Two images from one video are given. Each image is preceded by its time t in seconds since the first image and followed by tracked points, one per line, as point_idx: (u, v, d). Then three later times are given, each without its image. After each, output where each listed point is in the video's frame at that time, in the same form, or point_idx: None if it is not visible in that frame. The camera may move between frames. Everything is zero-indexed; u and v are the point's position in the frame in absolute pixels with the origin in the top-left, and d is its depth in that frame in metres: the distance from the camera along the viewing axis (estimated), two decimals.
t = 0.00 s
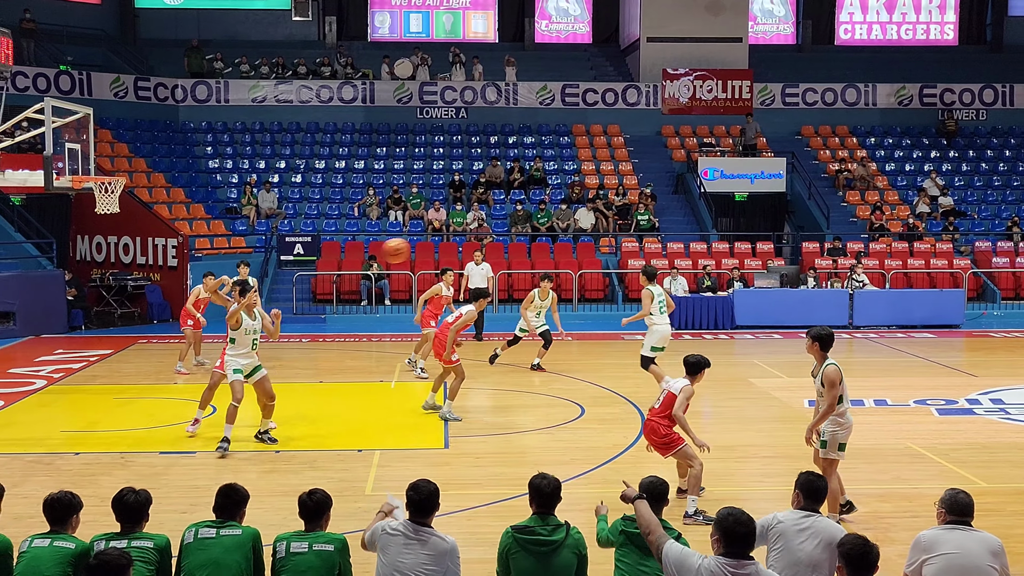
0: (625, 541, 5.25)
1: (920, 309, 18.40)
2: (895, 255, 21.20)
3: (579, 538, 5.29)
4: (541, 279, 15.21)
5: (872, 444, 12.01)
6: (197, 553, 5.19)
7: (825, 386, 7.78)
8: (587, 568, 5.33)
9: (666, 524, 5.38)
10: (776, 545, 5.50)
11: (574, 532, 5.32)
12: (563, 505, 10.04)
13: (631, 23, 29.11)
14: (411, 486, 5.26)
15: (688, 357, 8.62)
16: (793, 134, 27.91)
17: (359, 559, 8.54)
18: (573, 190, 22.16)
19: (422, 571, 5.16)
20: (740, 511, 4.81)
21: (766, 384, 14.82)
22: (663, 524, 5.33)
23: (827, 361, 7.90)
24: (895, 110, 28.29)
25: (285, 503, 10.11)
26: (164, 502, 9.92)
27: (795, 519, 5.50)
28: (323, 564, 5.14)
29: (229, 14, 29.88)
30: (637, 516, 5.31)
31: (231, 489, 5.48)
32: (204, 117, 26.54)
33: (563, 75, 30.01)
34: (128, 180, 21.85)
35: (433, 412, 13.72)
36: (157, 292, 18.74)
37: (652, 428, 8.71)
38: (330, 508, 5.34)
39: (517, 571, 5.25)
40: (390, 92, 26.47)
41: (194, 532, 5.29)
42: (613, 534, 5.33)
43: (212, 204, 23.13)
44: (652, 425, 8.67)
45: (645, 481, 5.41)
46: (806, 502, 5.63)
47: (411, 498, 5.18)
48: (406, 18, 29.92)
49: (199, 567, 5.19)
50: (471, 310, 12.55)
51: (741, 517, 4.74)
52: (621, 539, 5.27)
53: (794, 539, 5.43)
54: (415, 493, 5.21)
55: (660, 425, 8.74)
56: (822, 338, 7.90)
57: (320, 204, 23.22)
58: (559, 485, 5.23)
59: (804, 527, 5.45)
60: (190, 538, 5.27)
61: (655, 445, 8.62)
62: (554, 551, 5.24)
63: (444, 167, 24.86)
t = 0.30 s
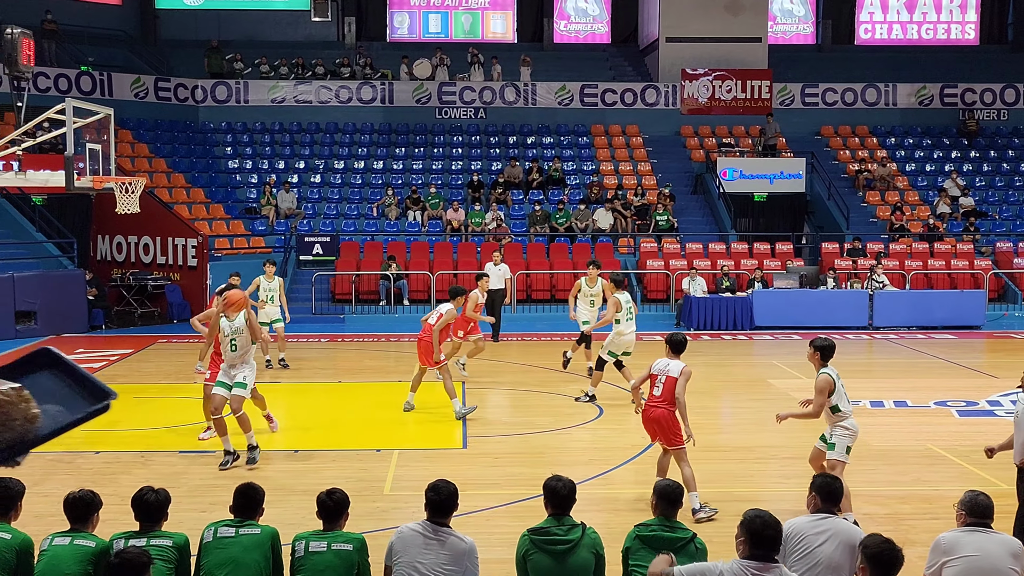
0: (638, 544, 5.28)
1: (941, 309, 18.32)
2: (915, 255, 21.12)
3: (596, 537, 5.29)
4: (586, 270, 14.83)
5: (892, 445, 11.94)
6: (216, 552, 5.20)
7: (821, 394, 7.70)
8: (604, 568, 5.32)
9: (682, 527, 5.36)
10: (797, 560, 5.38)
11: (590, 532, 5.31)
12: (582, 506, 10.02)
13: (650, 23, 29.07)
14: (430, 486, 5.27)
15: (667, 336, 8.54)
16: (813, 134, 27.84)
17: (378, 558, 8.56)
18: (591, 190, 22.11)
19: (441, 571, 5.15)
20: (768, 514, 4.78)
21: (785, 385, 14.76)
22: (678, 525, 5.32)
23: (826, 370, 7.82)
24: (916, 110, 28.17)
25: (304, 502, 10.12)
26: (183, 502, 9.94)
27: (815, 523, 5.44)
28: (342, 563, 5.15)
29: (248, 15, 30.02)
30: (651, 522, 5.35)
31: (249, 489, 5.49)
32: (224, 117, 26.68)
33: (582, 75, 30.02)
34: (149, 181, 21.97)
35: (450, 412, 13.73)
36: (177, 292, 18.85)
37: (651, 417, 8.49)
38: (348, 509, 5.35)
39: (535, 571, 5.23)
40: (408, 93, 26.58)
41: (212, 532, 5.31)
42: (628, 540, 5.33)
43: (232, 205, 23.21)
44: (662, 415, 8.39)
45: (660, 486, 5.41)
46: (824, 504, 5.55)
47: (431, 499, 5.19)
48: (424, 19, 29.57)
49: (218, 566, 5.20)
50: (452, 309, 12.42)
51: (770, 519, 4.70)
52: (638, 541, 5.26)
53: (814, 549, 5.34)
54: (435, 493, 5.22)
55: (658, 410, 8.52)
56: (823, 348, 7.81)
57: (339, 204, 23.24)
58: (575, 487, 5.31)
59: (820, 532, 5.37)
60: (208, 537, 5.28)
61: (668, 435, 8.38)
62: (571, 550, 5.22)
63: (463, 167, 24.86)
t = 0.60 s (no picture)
0: (674, 550, 5.22)
1: (983, 312, 18.11)
2: (956, 256, 20.91)
3: (632, 539, 5.28)
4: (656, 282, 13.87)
5: (932, 448, 11.80)
6: (254, 551, 5.21)
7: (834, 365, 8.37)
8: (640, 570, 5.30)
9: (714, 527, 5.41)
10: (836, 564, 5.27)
11: (626, 534, 5.31)
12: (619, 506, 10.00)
13: (686, 23, 29.00)
14: (467, 488, 5.31)
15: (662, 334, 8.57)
16: (852, 134, 27.62)
17: (415, 558, 8.57)
18: (627, 191, 22.02)
19: (478, 572, 5.15)
20: (809, 519, 4.73)
21: (823, 387, 14.65)
22: (712, 528, 5.30)
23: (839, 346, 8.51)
24: (958, 109, 27.82)
25: (341, 502, 10.16)
26: (223, 500, 10.02)
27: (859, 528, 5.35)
28: (380, 563, 5.16)
29: (286, 17, 30.30)
30: (685, 527, 5.32)
31: (286, 491, 5.54)
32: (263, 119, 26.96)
33: (617, 77, 29.96)
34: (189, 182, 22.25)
35: (487, 412, 13.77)
36: (216, 292, 18.95)
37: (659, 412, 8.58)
38: (385, 511, 5.40)
39: (571, 571, 5.21)
40: (445, 94, 26.59)
41: (251, 531, 5.33)
42: (662, 547, 5.29)
43: (270, 206, 23.40)
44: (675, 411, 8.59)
45: (693, 490, 5.65)
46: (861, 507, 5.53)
47: (469, 500, 5.22)
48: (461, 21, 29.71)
49: (256, 565, 5.19)
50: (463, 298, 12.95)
51: (812, 525, 4.64)
52: (672, 546, 5.24)
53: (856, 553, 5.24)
54: (473, 494, 5.26)
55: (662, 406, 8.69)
56: (837, 324, 8.27)
57: (377, 205, 23.30)
58: (612, 489, 5.41)
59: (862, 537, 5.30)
60: (247, 536, 5.31)
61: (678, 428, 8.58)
62: (608, 551, 5.22)
63: (499, 169, 24.89)
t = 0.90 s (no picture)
0: (711, 550, 5.24)
1: None
2: (1001, 255, 20.65)
3: (670, 538, 5.32)
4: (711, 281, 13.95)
5: (976, 450, 11.62)
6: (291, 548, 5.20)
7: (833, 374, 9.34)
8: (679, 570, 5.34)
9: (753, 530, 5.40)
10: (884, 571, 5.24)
11: (664, 534, 5.36)
12: (657, 506, 9.94)
13: (725, 21, 28.90)
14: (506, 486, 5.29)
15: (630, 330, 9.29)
16: (893, 132, 27.37)
17: (455, 557, 8.56)
18: (665, 190, 22.02)
19: (516, 571, 5.11)
20: (845, 520, 4.71)
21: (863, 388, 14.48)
22: (752, 529, 5.30)
23: (843, 356, 9.51)
24: (1002, 106, 27.43)
25: (379, 500, 10.15)
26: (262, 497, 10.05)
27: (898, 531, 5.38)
28: (418, 561, 5.11)
29: (325, 17, 30.55)
30: (722, 527, 5.34)
31: (324, 491, 5.53)
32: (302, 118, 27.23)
33: (655, 74, 29.88)
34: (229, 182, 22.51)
35: (525, 411, 13.71)
36: (256, 291, 19.12)
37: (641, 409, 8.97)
38: (424, 508, 5.38)
39: (609, 572, 5.28)
40: (483, 93, 26.70)
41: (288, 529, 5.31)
42: (700, 547, 5.32)
43: (309, 205, 23.61)
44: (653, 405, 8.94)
45: (730, 491, 5.59)
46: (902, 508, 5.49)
47: (507, 499, 5.17)
48: (498, 20, 29.55)
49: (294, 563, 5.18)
50: (477, 302, 12.78)
51: (848, 526, 4.63)
52: (711, 546, 5.25)
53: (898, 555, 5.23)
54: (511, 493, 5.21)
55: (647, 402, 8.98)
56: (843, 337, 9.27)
57: (415, 204, 23.46)
58: (651, 488, 5.47)
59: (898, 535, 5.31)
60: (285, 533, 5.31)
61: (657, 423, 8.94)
62: (645, 551, 5.28)
63: (537, 167, 24.94)
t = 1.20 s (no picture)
0: (742, 549, 5.21)
1: None
2: None
3: (700, 537, 5.21)
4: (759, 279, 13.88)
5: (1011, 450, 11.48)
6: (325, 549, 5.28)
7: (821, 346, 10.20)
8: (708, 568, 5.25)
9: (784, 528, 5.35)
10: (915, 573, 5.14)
11: (694, 532, 5.23)
12: (689, 506, 9.89)
13: (756, 19, 28.90)
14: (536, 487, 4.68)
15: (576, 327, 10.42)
16: (927, 129, 27.21)
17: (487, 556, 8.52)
18: (696, 188, 22.16)
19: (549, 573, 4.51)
20: (875, 520, 4.65)
21: (896, 387, 14.35)
22: (782, 528, 5.28)
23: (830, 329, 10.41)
24: None
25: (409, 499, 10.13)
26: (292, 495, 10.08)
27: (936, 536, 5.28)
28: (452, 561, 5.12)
29: (356, 16, 30.75)
30: (752, 526, 5.31)
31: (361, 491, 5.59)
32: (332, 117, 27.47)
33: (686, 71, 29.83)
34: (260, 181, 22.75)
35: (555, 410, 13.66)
36: (287, 289, 19.22)
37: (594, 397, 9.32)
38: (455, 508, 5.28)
39: (639, 571, 5.13)
40: (513, 91, 26.52)
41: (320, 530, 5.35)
42: (730, 546, 5.28)
43: (339, 204, 23.84)
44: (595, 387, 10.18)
45: (762, 491, 5.52)
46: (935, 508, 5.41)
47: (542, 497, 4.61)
48: (529, 18, 29.56)
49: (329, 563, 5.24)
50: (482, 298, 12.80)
51: (877, 527, 4.57)
52: (742, 544, 5.23)
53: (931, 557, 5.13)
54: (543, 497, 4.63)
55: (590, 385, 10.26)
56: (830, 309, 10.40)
57: (444, 203, 23.64)
58: (682, 489, 5.20)
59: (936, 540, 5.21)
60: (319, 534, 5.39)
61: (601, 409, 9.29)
62: (675, 550, 5.14)
63: (567, 166, 25.06)
